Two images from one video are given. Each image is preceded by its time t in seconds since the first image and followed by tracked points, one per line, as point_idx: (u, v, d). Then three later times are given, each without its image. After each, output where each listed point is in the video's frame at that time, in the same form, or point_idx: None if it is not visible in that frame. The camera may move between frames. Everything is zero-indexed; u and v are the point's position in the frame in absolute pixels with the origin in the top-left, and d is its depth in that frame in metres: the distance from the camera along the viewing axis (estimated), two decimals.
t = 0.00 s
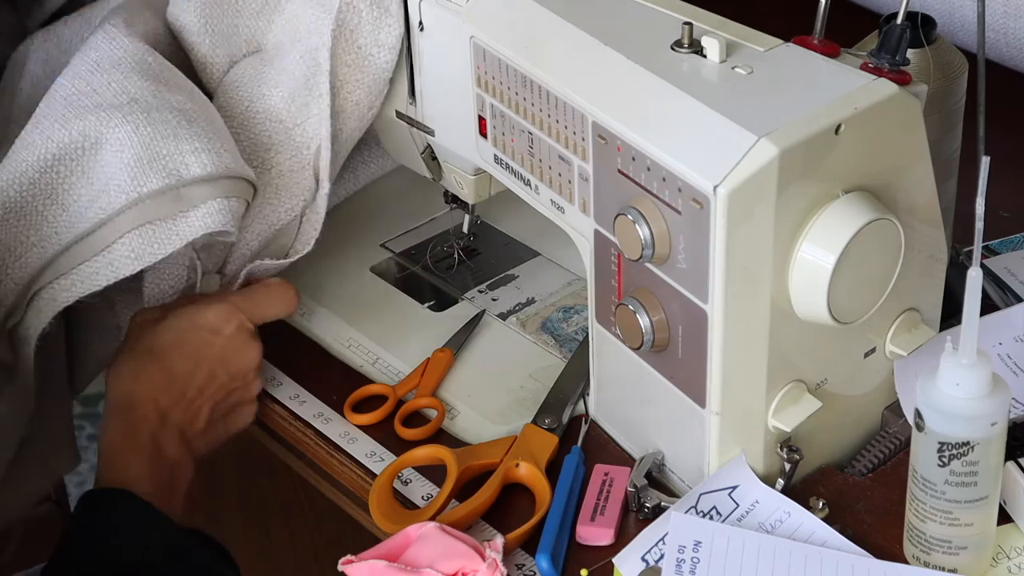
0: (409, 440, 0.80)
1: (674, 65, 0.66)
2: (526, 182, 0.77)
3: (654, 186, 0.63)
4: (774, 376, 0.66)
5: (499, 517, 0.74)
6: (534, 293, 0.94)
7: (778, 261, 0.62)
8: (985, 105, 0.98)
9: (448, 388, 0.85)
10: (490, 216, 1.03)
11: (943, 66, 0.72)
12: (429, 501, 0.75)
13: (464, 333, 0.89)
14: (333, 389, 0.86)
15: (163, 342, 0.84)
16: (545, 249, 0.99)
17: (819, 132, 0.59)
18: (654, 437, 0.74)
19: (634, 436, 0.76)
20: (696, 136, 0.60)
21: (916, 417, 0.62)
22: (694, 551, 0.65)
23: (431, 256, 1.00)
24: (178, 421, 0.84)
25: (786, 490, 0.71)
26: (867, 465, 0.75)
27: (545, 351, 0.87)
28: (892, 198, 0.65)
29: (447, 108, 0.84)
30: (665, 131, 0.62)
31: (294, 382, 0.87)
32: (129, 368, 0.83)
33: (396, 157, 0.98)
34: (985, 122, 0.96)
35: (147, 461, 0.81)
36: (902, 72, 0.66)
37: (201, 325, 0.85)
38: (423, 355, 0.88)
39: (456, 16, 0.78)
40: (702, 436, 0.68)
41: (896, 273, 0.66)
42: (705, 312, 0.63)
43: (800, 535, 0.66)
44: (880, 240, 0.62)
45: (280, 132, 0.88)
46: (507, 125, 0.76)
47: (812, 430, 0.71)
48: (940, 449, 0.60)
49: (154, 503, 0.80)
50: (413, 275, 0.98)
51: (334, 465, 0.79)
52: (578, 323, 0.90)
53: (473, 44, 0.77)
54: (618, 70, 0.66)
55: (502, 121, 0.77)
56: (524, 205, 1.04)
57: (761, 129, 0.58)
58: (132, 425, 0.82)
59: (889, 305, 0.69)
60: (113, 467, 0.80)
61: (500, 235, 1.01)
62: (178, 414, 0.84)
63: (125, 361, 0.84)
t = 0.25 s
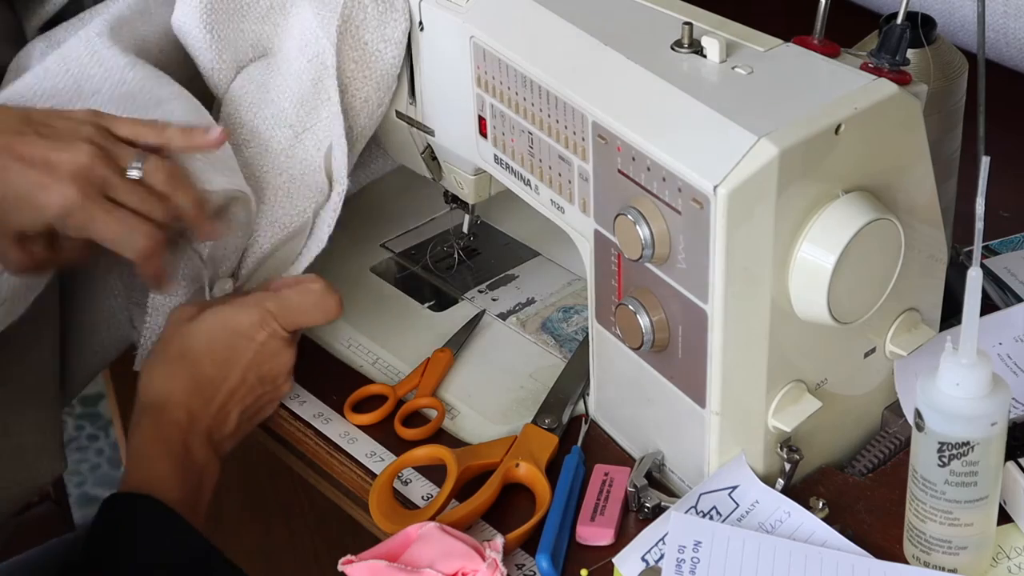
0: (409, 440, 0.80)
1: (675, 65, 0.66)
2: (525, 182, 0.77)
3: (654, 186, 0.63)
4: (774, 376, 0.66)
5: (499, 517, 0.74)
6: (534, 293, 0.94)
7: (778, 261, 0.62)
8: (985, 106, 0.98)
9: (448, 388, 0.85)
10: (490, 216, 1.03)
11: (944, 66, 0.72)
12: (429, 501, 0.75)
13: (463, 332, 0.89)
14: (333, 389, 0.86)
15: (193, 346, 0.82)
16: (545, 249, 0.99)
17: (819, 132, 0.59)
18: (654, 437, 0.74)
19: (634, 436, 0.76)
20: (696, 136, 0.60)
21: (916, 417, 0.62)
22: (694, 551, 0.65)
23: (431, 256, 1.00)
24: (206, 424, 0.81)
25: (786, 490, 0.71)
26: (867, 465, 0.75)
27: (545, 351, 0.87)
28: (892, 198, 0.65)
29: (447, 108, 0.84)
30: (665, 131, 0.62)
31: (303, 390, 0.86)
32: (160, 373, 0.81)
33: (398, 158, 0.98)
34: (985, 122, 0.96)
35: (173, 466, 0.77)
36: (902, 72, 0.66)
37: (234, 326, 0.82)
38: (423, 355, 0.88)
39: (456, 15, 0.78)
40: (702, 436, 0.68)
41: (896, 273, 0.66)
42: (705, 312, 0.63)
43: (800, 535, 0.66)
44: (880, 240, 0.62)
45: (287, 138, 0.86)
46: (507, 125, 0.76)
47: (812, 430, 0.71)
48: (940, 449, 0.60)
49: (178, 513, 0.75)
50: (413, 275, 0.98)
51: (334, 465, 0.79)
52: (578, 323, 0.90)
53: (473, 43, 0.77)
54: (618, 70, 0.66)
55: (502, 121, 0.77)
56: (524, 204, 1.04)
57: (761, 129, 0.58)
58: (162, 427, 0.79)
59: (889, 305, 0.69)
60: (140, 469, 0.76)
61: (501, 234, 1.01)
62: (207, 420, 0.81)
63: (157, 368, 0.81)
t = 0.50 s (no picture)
0: (408, 440, 0.80)
1: (675, 65, 0.66)
2: (525, 182, 0.77)
3: (654, 186, 0.63)
4: (773, 376, 0.66)
5: (499, 517, 0.74)
6: (534, 293, 0.94)
7: (778, 261, 0.62)
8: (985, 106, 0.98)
9: (448, 388, 0.85)
10: (490, 216, 1.03)
11: (943, 65, 0.72)
12: (429, 501, 0.75)
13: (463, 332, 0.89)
14: (334, 389, 0.86)
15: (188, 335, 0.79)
16: (545, 249, 0.99)
17: (818, 132, 0.59)
18: (654, 437, 0.74)
19: (634, 436, 0.76)
20: (696, 136, 0.60)
21: (916, 417, 0.62)
22: (694, 551, 0.65)
23: (431, 256, 1.00)
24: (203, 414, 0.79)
25: (786, 491, 0.71)
26: (867, 465, 0.75)
27: (545, 351, 0.87)
28: (892, 197, 0.65)
29: (447, 108, 0.84)
30: (665, 131, 0.62)
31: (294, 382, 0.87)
32: (154, 364, 0.78)
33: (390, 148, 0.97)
34: (985, 122, 0.96)
35: (176, 458, 0.75)
36: (902, 72, 0.66)
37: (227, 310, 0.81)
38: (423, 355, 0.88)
39: (456, 16, 0.78)
40: (701, 436, 0.68)
41: (895, 273, 0.66)
42: (704, 312, 0.63)
43: (800, 535, 0.66)
44: (880, 240, 0.63)
45: (282, 136, 0.87)
46: (507, 125, 0.76)
47: (812, 430, 0.71)
48: (940, 449, 0.60)
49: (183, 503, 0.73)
50: (413, 275, 0.98)
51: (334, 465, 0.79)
52: (578, 323, 0.90)
53: (473, 43, 0.77)
54: (618, 70, 0.66)
55: (501, 121, 0.77)
56: (524, 204, 1.04)
57: (761, 129, 0.58)
58: (164, 423, 0.77)
59: (889, 305, 0.69)
60: (144, 469, 0.74)
61: (501, 234, 1.01)
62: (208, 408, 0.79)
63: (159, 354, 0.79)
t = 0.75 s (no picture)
0: (409, 440, 0.80)
1: (674, 65, 0.66)
2: (525, 182, 0.77)
3: (654, 186, 0.63)
4: (774, 376, 0.66)
5: (499, 517, 0.74)
6: (534, 293, 0.94)
7: (778, 261, 0.62)
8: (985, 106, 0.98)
9: (448, 388, 0.85)
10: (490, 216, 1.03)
11: (944, 65, 0.72)
12: (429, 501, 0.75)
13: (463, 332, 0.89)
14: (333, 389, 0.86)
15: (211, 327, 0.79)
16: (545, 249, 0.99)
17: (819, 132, 0.59)
18: (654, 437, 0.74)
19: (634, 436, 0.76)
20: (696, 135, 0.60)
21: (916, 417, 0.62)
22: (694, 551, 0.65)
23: (431, 256, 1.00)
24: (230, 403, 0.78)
25: (786, 491, 0.71)
26: (867, 465, 0.75)
27: (545, 351, 0.87)
28: (892, 197, 0.65)
29: (447, 108, 0.84)
30: (664, 131, 0.62)
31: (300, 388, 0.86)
32: (178, 350, 0.79)
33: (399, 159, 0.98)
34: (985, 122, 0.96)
35: (203, 449, 0.74)
36: (902, 72, 0.66)
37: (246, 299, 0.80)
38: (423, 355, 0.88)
39: (456, 15, 0.78)
40: (702, 436, 0.68)
41: (896, 273, 0.66)
42: (704, 312, 0.63)
43: (799, 535, 0.66)
44: (880, 240, 0.63)
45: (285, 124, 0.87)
46: (507, 124, 0.76)
47: (812, 430, 0.71)
48: (940, 449, 0.60)
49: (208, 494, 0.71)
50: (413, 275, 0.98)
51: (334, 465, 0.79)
52: (578, 323, 0.90)
53: (473, 43, 0.77)
54: (618, 70, 0.66)
55: (502, 121, 0.77)
56: (524, 204, 1.04)
57: (760, 130, 0.58)
58: (189, 408, 0.76)
59: (889, 305, 0.69)
60: (167, 453, 0.73)
61: (501, 234, 1.01)
62: (235, 399, 0.78)
63: (182, 349, 0.79)
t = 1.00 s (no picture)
0: (409, 440, 0.80)
1: (675, 66, 0.66)
2: (525, 182, 0.77)
3: (654, 186, 0.63)
4: (773, 375, 0.66)
5: (499, 517, 0.74)
6: (534, 293, 0.94)
7: (778, 261, 0.62)
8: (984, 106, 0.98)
9: (448, 388, 0.85)
10: (490, 216, 1.03)
11: (943, 65, 0.72)
12: (429, 501, 0.75)
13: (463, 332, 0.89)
14: (334, 389, 0.86)
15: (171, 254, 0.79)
16: (545, 248, 0.99)
17: (818, 132, 0.59)
18: (654, 437, 0.74)
19: (634, 436, 0.76)
20: (696, 136, 0.60)
21: (916, 417, 0.62)
22: (694, 551, 0.65)
23: (431, 256, 1.00)
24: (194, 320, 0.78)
25: (786, 491, 0.71)
26: (867, 465, 0.75)
27: (545, 351, 0.87)
28: (892, 198, 0.65)
29: (447, 108, 0.84)
30: (664, 131, 0.62)
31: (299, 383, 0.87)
32: (142, 284, 0.78)
33: (386, 150, 1.01)
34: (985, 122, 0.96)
35: (181, 363, 0.74)
36: (902, 72, 0.66)
37: (207, 227, 0.80)
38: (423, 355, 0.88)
39: (457, 16, 0.78)
40: (701, 436, 0.68)
41: (895, 273, 0.66)
42: (704, 312, 0.63)
43: (800, 535, 0.66)
44: (880, 240, 0.63)
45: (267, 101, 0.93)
46: (507, 124, 0.76)
47: (812, 430, 0.71)
48: (940, 449, 0.60)
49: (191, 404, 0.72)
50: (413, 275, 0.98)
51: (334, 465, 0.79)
52: (578, 323, 0.90)
53: (473, 43, 0.77)
54: (618, 70, 0.66)
55: (501, 121, 0.77)
56: (524, 204, 1.04)
57: (760, 130, 0.58)
58: (163, 334, 0.75)
59: (889, 305, 0.69)
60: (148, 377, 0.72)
61: (500, 234, 1.01)
62: (208, 318, 0.79)
63: (148, 280, 0.78)
